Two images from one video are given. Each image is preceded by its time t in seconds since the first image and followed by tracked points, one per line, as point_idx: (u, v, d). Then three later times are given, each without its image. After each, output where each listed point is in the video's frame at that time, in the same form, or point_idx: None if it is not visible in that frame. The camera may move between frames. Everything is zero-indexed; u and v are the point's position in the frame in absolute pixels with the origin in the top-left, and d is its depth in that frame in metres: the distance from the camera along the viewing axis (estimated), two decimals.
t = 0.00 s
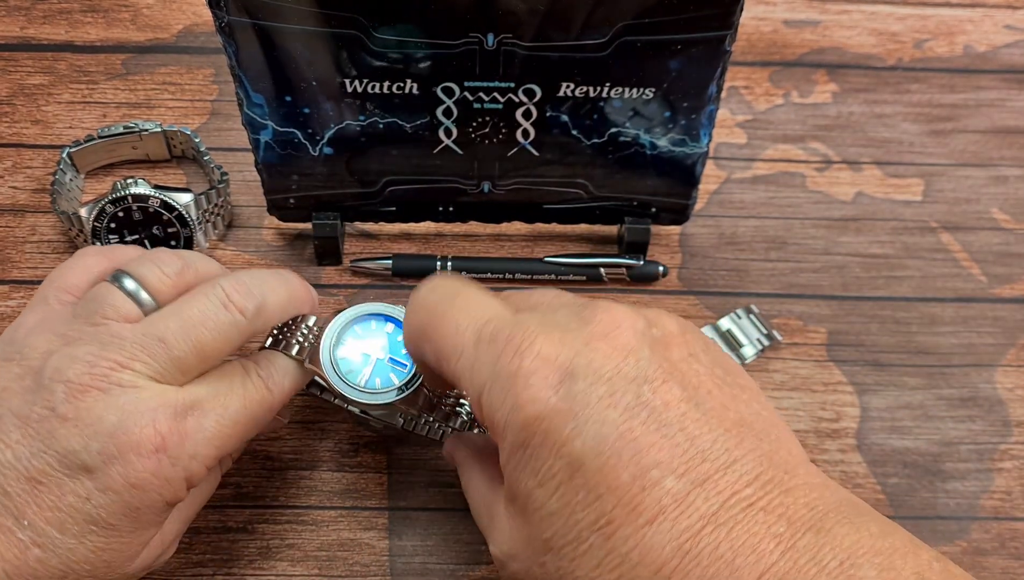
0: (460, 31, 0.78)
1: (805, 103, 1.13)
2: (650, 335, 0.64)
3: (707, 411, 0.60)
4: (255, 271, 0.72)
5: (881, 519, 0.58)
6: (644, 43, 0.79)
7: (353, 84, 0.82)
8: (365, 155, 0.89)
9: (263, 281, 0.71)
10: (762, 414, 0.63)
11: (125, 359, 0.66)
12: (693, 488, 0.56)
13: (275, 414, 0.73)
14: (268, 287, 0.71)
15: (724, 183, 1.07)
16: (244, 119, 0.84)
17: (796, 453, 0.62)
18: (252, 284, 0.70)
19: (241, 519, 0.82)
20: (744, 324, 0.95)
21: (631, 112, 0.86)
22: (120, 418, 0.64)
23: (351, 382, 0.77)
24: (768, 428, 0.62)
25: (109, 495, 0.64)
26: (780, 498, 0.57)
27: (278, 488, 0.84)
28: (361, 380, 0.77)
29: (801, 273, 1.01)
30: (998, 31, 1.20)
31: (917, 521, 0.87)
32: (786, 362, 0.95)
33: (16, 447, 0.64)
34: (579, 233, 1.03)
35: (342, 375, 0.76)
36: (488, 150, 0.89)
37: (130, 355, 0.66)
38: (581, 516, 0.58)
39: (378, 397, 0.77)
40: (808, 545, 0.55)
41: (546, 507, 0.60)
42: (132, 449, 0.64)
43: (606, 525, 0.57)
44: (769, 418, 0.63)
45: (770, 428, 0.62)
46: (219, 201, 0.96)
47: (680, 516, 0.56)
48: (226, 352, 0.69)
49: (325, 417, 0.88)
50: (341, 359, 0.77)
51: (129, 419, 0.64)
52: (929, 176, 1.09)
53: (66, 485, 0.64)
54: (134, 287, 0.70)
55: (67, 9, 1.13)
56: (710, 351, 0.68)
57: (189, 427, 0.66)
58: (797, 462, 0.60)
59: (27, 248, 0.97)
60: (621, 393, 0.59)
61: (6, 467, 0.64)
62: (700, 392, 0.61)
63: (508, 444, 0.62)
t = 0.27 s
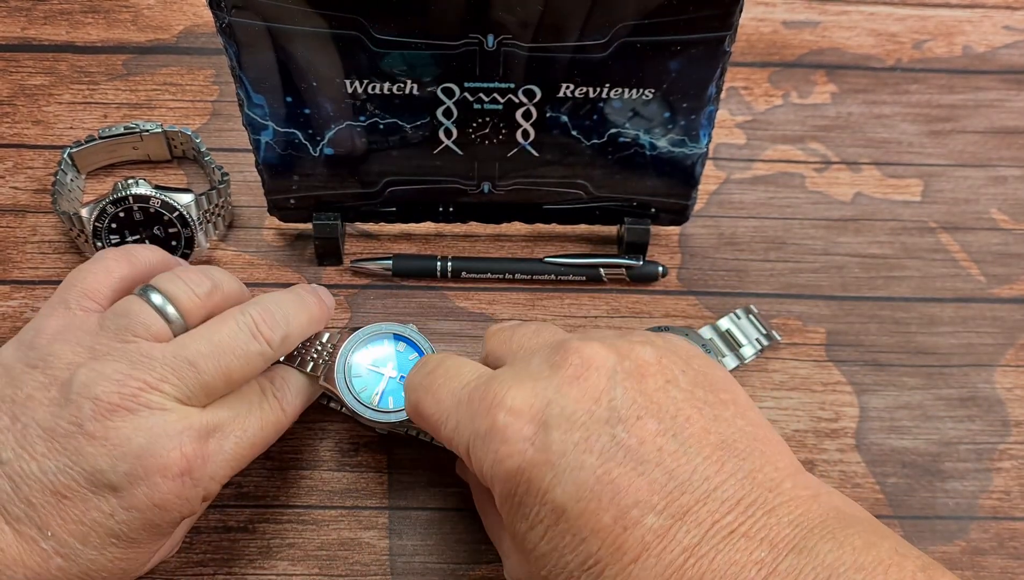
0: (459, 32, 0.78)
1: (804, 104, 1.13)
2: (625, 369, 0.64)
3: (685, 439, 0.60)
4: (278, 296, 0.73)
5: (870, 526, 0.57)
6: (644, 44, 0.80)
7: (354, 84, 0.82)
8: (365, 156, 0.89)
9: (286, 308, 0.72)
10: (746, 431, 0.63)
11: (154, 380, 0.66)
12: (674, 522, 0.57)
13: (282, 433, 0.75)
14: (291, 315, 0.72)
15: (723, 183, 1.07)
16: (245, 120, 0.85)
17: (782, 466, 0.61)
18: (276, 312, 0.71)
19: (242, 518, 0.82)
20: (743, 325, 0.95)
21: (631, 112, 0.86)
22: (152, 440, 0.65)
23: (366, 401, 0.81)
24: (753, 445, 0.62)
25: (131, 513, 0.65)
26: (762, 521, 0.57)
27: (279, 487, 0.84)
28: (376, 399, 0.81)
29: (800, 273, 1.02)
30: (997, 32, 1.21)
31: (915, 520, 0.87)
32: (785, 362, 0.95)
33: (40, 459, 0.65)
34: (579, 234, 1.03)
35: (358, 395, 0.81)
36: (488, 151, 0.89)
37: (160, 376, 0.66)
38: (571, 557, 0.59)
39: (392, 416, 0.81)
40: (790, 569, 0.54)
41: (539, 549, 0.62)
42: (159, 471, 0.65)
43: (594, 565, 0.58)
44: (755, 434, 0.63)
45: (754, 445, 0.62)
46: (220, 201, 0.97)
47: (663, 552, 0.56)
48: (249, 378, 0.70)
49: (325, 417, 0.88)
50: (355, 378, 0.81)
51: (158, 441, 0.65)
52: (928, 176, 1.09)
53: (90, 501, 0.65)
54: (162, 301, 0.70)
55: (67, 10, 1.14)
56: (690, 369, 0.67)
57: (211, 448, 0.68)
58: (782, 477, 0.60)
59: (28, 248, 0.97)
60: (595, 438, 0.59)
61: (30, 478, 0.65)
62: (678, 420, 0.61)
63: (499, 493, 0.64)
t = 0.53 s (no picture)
0: (459, 33, 0.79)
1: (804, 104, 1.13)
2: (610, 368, 0.65)
3: (671, 437, 0.60)
4: (275, 297, 0.73)
5: (858, 519, 0.57)
6: (643, 44, 0.80)
7: (354, 85, 0.82)
8: (366, 156, 0.90)
9: (285, 309, 0.72)
10: (733, 427, 0.63)
11: (154, 384, 0.66)
12: (661, 519, 0.57)
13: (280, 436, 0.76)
14: (290, 316, 0.72)
15: (723, 183, 1.08)
16: (245, 120, 0.85)
17: (769, 462, 0.61)
18: (275, 313, 0.71)
19: (243, 518, 0.82)
20: (743, 325, 0.95)
21: (630, 113, 0.86)
22: (152, 446, 0.65)
23: (374, 411, 0.83)
24: (739, 442, 0.62)
25: (130, 515, 0.66)
26: (749, 515, 0.56)
27: (279, 487, 0.84)
28: (383, 410, 0.83)
29: (800, 273, 1.02)
30: (996, 32, 1.21)
31: (915, 520, 0.87)
32: (784, 362, 0.95)
33: (39, 460, 0.65)
34: (579, 235, 1.04)
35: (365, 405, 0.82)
36: (488, 151, 0.90)
37: (160, 380, 0.66)
38: (560, 556, 0.60)
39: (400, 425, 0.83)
40: (776, 562, 0.53)
41: (531, 549, 0.63)
42: (158, 478, 0.65)
43: (583, 563, 0.59)
44: (742, 430, 0.63)
45: (741, 441, 0.62)
46: (220, 201, 0.97)
47: (650, 550, 0.56)
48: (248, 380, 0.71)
49: (326, 417, 0.89)
50: (363, 389, 0.83)
51: (159, 447, 0.65)
52: (928, 176, 1.10)
53: (90, 504, 0.66)
54: (168, 298, 0.70)
55: (68, 11, 1.14)
56: (676, 367, 0.68)
57: (211, 455, 0.68)
58: (769, 472, 0.60)
59: (28, 248, 0.97)
60: (580, 437, 0.61)
61: (30, 478, 0.66)
62: (664, 418, 0.62)
63: (492, 490, 0.65)
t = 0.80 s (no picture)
0: (459, 33, 0.79)
1: (804, 104, 1.14)
2: (613, 368, 0.65)
3: (672, 439, 0.61)
4: (264, 303, 0.73)
5: (859, 521, 0.57)
6: (643, 45, 0.80)
7: (354, 85, 0.82)
8: (365, 156, 0.90)
9: (274, 315, 0.72)
10: (735, 429, 0.63)
11: (139, 384, 0.66)
12: (661, 520, 0.57)
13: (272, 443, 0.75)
14: (278, 320, 0.72)
15: (722, 183, 1.08)
16: (245, 120, 0.85)
17: (772, 465, 0.61)
18: (263, 317, 0.71)
19: (243, 518, 0.82)
20: (743, 325, 0.95)
21: (630, 113, 0.86)
22: (134, 448, 0.64)
23: (374, 420, 0.83)
24: (741, 444, 0.62)
25: (111, 515, 0.67)
26: (750, 518, 0.57)
27: (279, 487, 0.84)
28: (383, 419, 0.83)
29: (800, 273, 1.02)
30: (996, 32, 1.21)
31: (915, 520, 0.87)
32: (784, 362, 0.95)
33: (26, 456, 0.66)
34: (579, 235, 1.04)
35: (365, 415, 0.82)
36: (488, 151, 0.90)
37: (146, 380, 0.66)
38: (559, 557, 0.60)
39: (399, 434, 0.82)
40: (778, 565, 0.53)
41: (530, 550, 0.63)
42: (139, 480, 0.65)
43: (582, 564, 0.59)
44: (744, 433, 0.63)
45: (743, 443, 0.62)
46: (220, 201, 0.97)
47: (649, 551, 0.56)
48: (236, 382, 0.70)
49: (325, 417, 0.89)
50: (362, 398, 0.83)
51: (140, 450, 0.65)
52: (928, 176, 1.10)
53: (72, 502, 0.66)
54: (162, 302, 0.71)
55: (68, 11, 1.14)
56: (679, 368, 0.68)
57: (194, 461, 0.67)
58: (771, 475, 0.60)
59: (28, 249, 0.97)
60: (580, 436, 0.61)
61: (16, 474, 0.66)
62: (665, 419, 0.62)
63: (490, 492, 0.65)
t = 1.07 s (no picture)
0: (459, 33, 0.79)
1: (804, 104, 1.14)
2: (612, 359, 0.66)
3: (670, 430, 0.61)
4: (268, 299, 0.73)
5: (856, 515, 0.57)
6: (643, 44, 0.80)
7: (354, 85, 0.82)
8: (365, 156, 0.90)
9: (278, 311, 0.72)
10: (733, 422, 0.63)
11: (141, 377, 0.66)
12: (657, 510, 0.57)
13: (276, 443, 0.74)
14: (282, 317, 0.72)
15: (722, 183, 1.08)
16: (245, 120, 0.85)
17: (769, 458, 0.61)
18: (265, 311, 0.72)
19: (243, 518, 0.82)
20: (743, 325, 0.95)
21: (630, 113, 0.86)
22: (130, 439, 0.64)
23: (378, 420, 0.82)
24: (738, 437, 0.62)
25: (106, 510, 0.66)
26: (746, 509, 0.57)
27: (279, 487, 0.84)
28: (388, 419, 0.83)
29: (800, 273, 1.02)
30: (996, 32, 1.21)
31: (915, 520, 0.87)
32: (784, 362, 0.95)
33: (27, 445, 0.67)
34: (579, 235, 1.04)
35: (370, 414, 0.82)
36: (488, 151, 0.90)
37: (145, 372, 0.66)
38: (554, 546, 0.60)
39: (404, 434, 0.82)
40: (774, 556, 0.53)
41: (526, 539, 0.63)
42: (134, 474, 0.64)
43: (578, 553, 0.59)
44: (742, 426, 0.64)
45: (740, 436, 0.62)
46: (220, 201, 0.97)
47: (644, 541, 0.56)
48: (237, 378, 0.70)
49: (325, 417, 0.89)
50: (367, 398, 0.83)
51: (136, 442, 0.64)
52: (928, 176, 1.10)
53: (69, 493, 0.66)
54: (176, 303, 0.72)
55: (67, 11, 1.14)
56: (678, 361, 0.68)
57: (192, 458, 0.66)
58: (767, 467, 0.60)
59: (28, 249, 0.97)
60: (577, 425, 0.61)
61: (16, 462, 0.67)
62: (662, 410, 0.62)
63: (491, 484, 0.65)
